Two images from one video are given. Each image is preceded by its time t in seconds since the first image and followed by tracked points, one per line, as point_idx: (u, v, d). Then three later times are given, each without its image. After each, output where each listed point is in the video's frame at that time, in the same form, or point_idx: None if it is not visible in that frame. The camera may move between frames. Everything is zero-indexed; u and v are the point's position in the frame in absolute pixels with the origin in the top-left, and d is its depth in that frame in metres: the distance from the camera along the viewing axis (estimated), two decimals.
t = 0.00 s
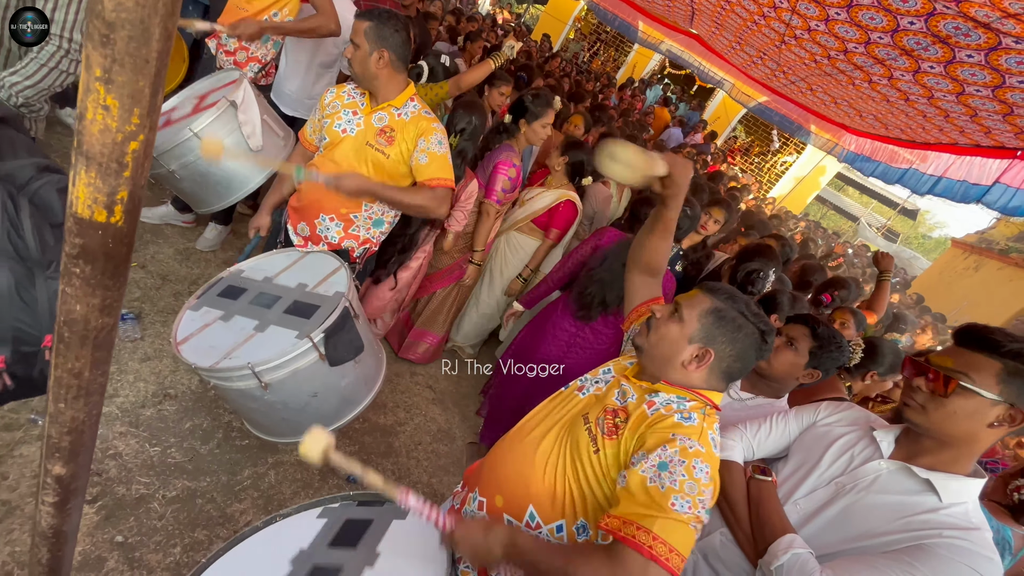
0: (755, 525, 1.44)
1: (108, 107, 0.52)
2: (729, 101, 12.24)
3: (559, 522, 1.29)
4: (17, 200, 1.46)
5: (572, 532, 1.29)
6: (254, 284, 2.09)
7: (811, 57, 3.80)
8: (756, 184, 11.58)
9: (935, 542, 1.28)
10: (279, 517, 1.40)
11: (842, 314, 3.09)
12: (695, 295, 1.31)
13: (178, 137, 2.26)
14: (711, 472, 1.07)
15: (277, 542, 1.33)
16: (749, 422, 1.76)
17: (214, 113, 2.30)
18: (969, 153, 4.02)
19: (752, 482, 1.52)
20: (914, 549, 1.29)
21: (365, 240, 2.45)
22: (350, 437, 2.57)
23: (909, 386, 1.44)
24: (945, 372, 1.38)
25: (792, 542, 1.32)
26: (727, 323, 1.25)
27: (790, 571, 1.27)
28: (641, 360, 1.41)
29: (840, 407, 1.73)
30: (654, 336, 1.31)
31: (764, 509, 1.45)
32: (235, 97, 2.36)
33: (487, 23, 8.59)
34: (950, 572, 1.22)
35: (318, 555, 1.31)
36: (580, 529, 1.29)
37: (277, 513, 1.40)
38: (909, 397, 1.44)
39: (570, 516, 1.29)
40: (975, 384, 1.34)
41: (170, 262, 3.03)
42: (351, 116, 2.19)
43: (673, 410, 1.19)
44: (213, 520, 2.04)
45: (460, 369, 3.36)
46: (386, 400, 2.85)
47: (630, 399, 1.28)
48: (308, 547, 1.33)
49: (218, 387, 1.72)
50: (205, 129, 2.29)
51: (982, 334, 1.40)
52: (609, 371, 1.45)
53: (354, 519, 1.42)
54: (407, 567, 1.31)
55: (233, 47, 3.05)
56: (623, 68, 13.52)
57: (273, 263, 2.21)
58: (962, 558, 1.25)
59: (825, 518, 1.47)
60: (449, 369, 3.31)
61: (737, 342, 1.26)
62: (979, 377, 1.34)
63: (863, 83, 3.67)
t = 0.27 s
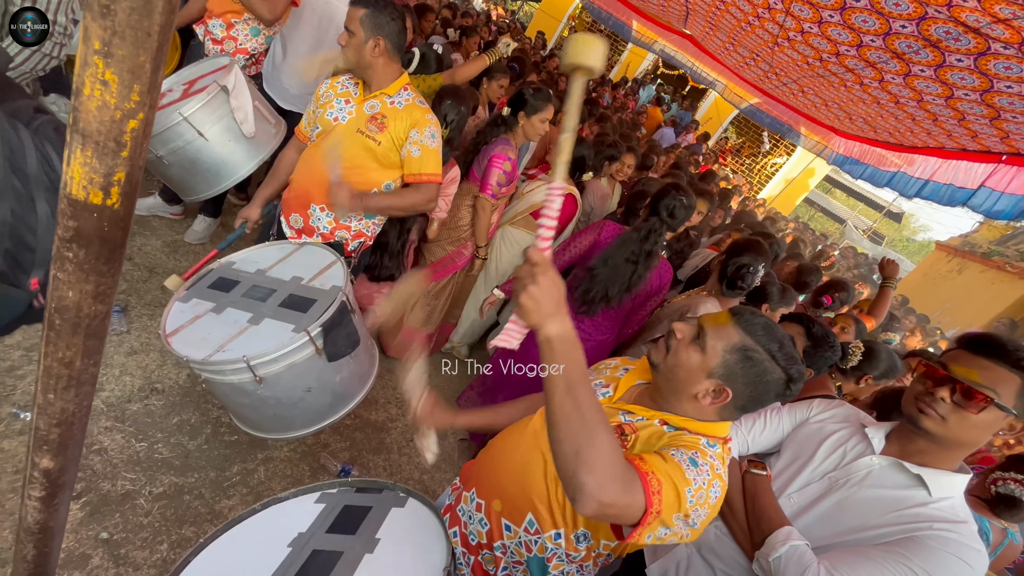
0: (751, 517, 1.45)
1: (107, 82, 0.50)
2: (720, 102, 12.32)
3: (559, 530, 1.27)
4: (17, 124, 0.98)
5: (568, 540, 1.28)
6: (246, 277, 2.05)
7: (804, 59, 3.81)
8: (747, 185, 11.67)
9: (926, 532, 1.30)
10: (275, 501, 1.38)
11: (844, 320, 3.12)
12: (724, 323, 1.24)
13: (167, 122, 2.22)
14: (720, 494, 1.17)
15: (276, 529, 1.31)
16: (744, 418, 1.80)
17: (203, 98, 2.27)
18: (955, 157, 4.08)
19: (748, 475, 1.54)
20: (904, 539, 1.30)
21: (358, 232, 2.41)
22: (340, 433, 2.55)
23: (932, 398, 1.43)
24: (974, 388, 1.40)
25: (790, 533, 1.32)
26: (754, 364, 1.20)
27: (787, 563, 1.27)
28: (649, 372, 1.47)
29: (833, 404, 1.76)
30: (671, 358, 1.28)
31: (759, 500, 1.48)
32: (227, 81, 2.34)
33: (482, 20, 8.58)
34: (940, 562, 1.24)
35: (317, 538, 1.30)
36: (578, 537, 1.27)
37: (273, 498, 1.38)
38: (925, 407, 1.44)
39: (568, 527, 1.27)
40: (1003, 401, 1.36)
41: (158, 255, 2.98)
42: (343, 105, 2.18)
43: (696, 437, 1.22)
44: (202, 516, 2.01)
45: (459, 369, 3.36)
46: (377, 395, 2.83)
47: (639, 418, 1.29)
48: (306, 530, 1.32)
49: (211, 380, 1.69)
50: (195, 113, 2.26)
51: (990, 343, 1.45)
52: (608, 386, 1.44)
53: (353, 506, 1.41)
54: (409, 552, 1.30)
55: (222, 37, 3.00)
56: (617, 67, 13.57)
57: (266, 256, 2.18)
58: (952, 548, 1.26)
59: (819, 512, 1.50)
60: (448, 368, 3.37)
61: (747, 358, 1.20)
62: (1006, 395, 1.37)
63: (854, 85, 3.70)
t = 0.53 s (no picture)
0: (751, 517, 1.45)
1: (88, 70, 0.49)
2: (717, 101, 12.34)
3: (546, 521, 1.27)
4: None
5: (557, 532, 1.27)
6: (241, 273, 2.03)
7: (801, 58, 3.81)
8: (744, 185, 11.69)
9: (926, 531, 1.30)
10: (274, 500, 1.37)
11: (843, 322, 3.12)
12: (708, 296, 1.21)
13: (171, 122, 2.20)
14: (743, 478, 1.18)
15: (270, 529, 1.30)
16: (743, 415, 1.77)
17: (207, 97, 2.25)
18: (950, 157, 4.09)
19: (749, 476, 1.51)
20: (905, 539, 1.31)
21: (359, 230, 2.41)
22: (336, 433, 2.53)
23: (955, 408, 1.41)
24: (992, 397, 1.41)
25: (793, 537, 1.32)
26: (738, 327, 1.15)
27: (790, 565, 1.27)
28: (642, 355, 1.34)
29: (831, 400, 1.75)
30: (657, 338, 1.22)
31: (762, 501, 1.46)
32: (230, 80, 2.30)
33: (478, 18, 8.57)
34: (941, 561, 1.24)
35: (314, 538, 1.29)
36: (570, 528, 1.26)
37: (274, 496, 1.36)
38: (942, 414, 1.43)
39: (557, 518, 1.26)
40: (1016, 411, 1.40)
41: (152, 253, 2.95)
42: (346, 104, 2.13)
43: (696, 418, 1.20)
44: (195, 517, 1.99)
45: (459, 369, 3.34)
46: (374, 395, 2.81)
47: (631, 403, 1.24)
48: (304, 529, 1.31)
49: (205, 374, 1.68)
50: (199, 112, 2.24)
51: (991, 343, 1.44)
52: (602, 374, 1.37)
53: (350, 507, 1.38)
54: (403, 556, 1.28)
55: (218, 33, 3.00)
56: (614, 66, 13.57)
57: (263, 251, 2.16)
58: (952, 548, 1.27)
59: (819, 512, 1.49)
60: (448, 369, 3.28)
61: (747, 346, 1.16)
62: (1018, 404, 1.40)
63: (852, 84, 3.70)
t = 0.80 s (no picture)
0: (756, 518, 1.44)
1: (67, 68, 0.49)
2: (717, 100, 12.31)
3: (544, 510, 1.26)
4: None
5: (556, 519, 1.27)
6: (240, 275, 2.03)
7: (801, 55, 3.79)
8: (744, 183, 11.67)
9: (930, 526, 1.30)
10: (267, 500, 1.37)
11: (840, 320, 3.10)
12: (689, 300, 1.27)
13: (166, 127, 2.20)
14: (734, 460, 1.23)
15: (264, 526, 1.29)
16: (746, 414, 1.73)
17: (202, 102, 2.25)
18: (952, 153, 4.08)
19: (752, 474, 1.51)
20: (909, 535, 1.30)
21: (354, 231, 2.39)
22: (336, 433, 2.53)
23: (960, 407, 1.41)
24: (1000, 398, 1.40)
25: (798, 537, 1.31)
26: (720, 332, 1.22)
27: (796, 566, 1.26)
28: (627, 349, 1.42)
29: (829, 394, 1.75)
30: (647, 343, 1.29)
31: (765, 504, 1.45)
32: (224, 85, 2.30)
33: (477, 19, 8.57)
34: (947, 557, 1.23)
35: (308, 531, 1.29)
36: (567, 516, 1.26)
37: (267, 497, 1.36)
38: (947, 412, 1.43)
39: (554, 506, 1.26)
40: None
41: (151, 255, 2.96)
42: (338, 104, 2.16)
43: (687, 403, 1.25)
44: (195, 518, 1.99)
45: (459, 369, 3.34)
46: (374, 395, 2.81)
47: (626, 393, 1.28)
48: (298, 524, 1.31)
49: (202, 377, 1.68)
50: (194, 118, 2.24)
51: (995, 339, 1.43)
52: (588, 365, 1.39)
53: (345, 502, 1.39)
54: (399, 547, 1.27)
55: (216, 34, 3.00)
56: (614, 65, 13.56)
57: (262, 254, 2.16)
58: (957, 543, 1.26)
59: (821, 510, 1.48)
60: (448, 369, 3.30)
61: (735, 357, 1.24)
62: None
63: (852, 81, 3.68)
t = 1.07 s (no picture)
0: (758, 516, 1.44)
1: (49, 65, 0.50)
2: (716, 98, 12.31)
3: (541, 498, 1.27)
4: None
5: (553, 506, 1.28)
6: (240, 277, 2.03)
7: (799, 51, 3.78)
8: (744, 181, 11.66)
9: (931, 521, 1.30)
10: (259, 503, 1.37)
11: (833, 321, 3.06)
12: (675, 286, 1.28)
13: (161, 128, 2.22)
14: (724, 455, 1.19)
15: (255, 531, 1.29)
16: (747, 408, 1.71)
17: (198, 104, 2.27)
18: (951, 149, 4.07)
19: (752, 473, 1.52)
20: (909, 530, 1.31)
21: (356, 233, 2.40)
22: (336, 434, 2.52)
23: (947, 384, 1.41)
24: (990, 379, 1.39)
25: (800, 535, 1.30)
26: (707, 313, 1.24)
27: (799, 565, 1.26)
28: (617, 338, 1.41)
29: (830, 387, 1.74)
30: (633, 331, 1.28)
31: (767, 502, 1.45)
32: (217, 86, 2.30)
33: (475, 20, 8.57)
34: (948, 551, 1.24)
35: (299, 536, 1.29)
36: (564, 503, 1.27)
37: (256, 500, 1.36)
38: (936, 392, 1.42)
39: (550, 493, 1.26)
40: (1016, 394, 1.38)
41: (150, 258, 2.96)
42: (338, 105, 2.14)
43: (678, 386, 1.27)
44: (195, 520, 1.99)
45: (459, 369, 3.33)
46: (373, 396, 2.81)
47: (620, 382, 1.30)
48: (289, 528, 1.31)
49: (201, 378, 1.68)
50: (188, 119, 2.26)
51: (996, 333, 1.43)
52: (583, 357, 1.41)
53: (336, 502, 1.40)
54: (395, 547, 1.28)
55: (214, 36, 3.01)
56: (612, 65, 13.57)
57: (262, 255, 2.17)
58: (958, 537, 1.27)
59: (821, 507, 1.48)
60: (448, 370, 3.25)
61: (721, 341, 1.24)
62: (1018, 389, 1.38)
63: (850, 77, 3.68)
